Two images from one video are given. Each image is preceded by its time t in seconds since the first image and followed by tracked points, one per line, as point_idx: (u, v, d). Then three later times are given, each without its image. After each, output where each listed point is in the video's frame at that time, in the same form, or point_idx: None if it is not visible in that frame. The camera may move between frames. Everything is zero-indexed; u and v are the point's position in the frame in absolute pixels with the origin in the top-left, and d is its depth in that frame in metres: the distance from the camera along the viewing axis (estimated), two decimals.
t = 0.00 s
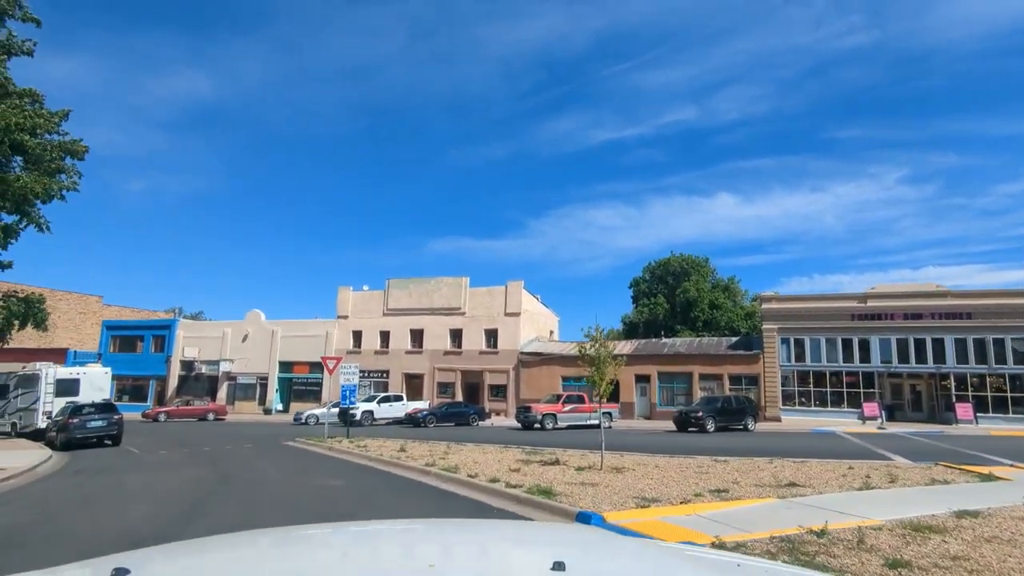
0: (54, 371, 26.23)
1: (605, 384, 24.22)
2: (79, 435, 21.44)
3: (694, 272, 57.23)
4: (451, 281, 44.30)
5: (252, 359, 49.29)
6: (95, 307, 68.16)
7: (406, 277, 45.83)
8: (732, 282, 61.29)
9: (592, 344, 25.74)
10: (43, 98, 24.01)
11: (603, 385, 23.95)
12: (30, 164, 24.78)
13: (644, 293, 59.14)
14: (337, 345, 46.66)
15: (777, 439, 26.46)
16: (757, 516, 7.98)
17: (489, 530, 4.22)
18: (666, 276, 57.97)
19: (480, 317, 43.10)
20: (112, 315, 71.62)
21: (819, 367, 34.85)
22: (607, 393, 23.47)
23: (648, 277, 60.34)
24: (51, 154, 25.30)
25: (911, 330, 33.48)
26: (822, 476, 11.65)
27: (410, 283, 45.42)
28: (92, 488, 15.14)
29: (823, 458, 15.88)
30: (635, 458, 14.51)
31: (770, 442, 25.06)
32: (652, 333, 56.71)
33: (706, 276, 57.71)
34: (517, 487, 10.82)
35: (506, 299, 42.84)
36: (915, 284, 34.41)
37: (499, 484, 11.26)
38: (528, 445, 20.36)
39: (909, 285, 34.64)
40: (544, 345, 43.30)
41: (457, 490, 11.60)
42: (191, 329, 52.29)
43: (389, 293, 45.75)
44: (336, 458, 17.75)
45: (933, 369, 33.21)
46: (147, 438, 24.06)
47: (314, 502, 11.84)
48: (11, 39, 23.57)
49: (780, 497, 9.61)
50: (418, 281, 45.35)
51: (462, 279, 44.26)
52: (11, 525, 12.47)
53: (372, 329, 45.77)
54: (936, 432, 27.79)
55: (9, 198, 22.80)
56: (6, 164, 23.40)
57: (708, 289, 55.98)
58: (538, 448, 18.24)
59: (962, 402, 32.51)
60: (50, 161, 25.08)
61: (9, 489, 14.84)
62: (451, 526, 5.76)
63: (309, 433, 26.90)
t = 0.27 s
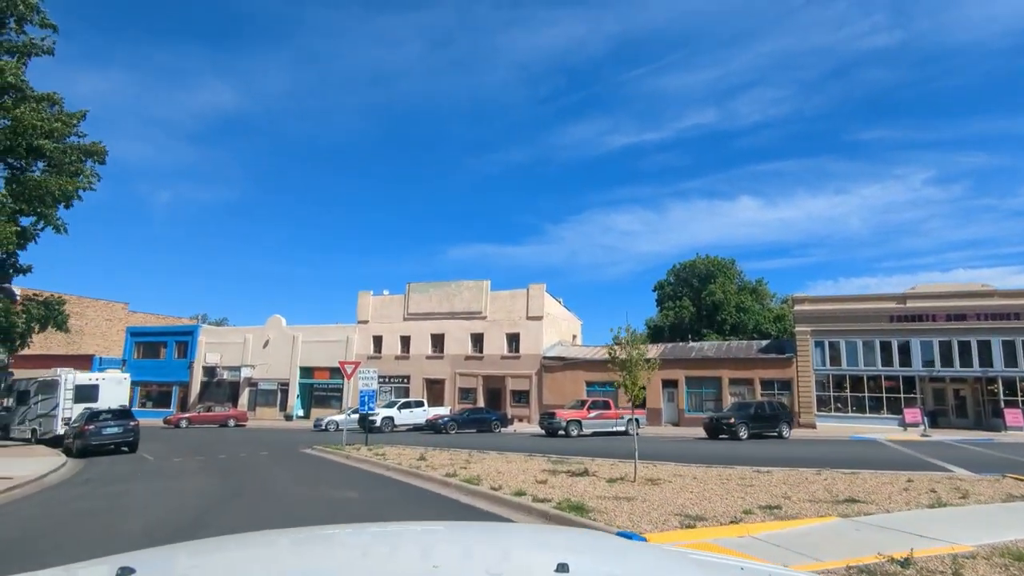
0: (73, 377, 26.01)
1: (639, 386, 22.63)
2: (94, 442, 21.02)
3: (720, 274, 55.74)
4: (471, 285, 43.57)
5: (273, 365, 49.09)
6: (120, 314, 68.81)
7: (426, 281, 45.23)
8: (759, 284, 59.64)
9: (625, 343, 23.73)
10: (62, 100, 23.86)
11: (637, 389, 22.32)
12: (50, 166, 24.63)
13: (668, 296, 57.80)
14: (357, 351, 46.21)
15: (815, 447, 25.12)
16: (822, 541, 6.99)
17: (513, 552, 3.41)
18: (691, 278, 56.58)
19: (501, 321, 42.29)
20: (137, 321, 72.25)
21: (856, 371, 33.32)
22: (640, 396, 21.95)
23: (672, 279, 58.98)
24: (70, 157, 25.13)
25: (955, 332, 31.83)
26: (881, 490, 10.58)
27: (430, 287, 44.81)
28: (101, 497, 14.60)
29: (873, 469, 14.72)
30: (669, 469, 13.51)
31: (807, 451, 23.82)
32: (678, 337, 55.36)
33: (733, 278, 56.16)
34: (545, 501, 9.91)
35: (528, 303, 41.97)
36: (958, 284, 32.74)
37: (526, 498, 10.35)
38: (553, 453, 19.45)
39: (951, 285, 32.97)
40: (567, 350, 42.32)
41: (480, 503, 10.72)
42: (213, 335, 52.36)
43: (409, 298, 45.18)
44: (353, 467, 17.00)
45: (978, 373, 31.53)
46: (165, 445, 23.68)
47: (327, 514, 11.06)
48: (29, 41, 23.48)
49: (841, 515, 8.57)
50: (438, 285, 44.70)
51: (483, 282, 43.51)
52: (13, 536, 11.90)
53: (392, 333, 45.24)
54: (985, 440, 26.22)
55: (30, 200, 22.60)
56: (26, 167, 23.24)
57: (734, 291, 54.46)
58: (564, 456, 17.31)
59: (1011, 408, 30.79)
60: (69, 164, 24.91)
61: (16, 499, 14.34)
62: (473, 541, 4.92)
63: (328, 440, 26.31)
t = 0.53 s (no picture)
0: (92, 382, 25.79)
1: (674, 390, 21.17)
2: (110, 448, 20.69)
3: (747, 275, 54.25)
4: (492, 287, 42.83)
5: (294, 370, 48.80)
6: (145, 319, 69.38)
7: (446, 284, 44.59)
8: (788, 285, 57.94)
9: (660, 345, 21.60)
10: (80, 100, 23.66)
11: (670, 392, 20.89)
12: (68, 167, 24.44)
13: (694, 298, 56.47)
14: (377, 355, 45.72)
15: (856, 455, 23.78)
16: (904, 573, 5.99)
17: None
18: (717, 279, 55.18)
19: (523, 324, 41.45)
20: (162, 326, 72.81)
21: (895, 374, 31.82)
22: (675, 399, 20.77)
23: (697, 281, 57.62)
24: (87, 157, 24.94)
25: (1001, 332, 30.17)
26: (951, 506, 9.48)
27: (450, 290, 44.15)
28: (105, 507, 13.93)
29: (930, 480, 13.56)
30: (707, 480, 12.51)
31: (848, 459, 22.54)
32: (703, 340, 53.95)
33: (761, 280, 54.62)
34: (574, 518, 8.97)
35: (550, 305, 41.09)
36: (1003, 282, 31.08)
37: (553, 513, 9.42)
38: (579, 461, 18.48)
39: (996, 283, 31.30)
40: (590, 353, 41.31)
41: (503, 518, 9.81)
42: (234, 340, 52.32)
43: (429, 301, 44.58)
44: (370, 476, 16.22)
45: None
46: (181, 452, 23.24)
47: (338, 528, 10.28)
48: (47, 41, 23.34)
49: (917, 536, 7.51)
50: (459, 287, 44.02)
51: (504, 285, 42.73)
52: (13, 545, 11.34)
53: (412, 337, 44.66)
54: None
55: (47, 200, 22.35)
56: (44, 167, 23.03)
57: (762, 293, 52.92)
58: (593, 464, 16.32)
59: None
60: (86, 164, 24.70)
61: (22, 508, 13.83)
62: (500, 566, 4.04)
63: (347, 446, 25.68)
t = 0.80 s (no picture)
0: (109, 385, 25.51)
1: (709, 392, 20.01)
2: (123, 452, 20.26)
3: (774, 274, 52.72)
4: (512, 288, 42.02)
5: (313, 373, 48.49)
6: (168, 323, 69.78)
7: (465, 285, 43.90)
8: (816, 284, 56.22)
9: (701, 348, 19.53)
10: (97, 100, 23.44)
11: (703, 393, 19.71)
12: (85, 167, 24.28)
13: (718, 299, 55.11)
14: (396, 357, 45.18)
15: (899, 461, 22.46)
16: None
17: None
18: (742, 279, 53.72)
19: (544, 326, 40.57)
20: (184, 330, 73.21)
21: (936, 376, 30.30)
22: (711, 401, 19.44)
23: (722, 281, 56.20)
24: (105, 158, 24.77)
25: None
26: None
27: (469, 291, 43.44)
28: (110, 515, 13.34)
29: (994, 490, 12.40)
30: (750, 489, 11.52)
31: (891, 465, 21.27)
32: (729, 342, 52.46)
33: (788, 279, 53.03)
34: (607, 534, 8.09)
35: (571, 306, 40.14)
36: None
37: (583, 527, 8.55)
38: (606, 468, 17.54)
39: None
40: (613, 355, 40.26)
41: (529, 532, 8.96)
42: (254, 343, 52.23)
43: (448, 302, 43.93)
44: (387, 482, 15.48)
45: None
46: (196, 456, 22.79)
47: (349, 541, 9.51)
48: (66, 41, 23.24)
49: (1008, 559, 6.51)
50: (478, 288, 43.29)
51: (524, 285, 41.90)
52: (13, 554, 10.79)
53: (431, 339, 44.03)
54: None
55: (61, 200, 22.09)
56: (60, 167, 22.77)
57: (790, 292, 51.33)
58: (623, 471, 15.37)
59: None
60: (103, 165, 24.52)
61: (24, 515, 13.27)
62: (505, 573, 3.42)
63: (365, 450, 25.04)
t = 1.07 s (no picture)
0: (124, 386, 25.16)
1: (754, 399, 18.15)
2: (133, 455, 19.79)
3: (801, 272, 51.21)
4: (531, 287, 41.16)
5: (330, 374, 48.07)
6: (188, 325, 69.98)
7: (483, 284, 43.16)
8: (844, 282, 54.49)
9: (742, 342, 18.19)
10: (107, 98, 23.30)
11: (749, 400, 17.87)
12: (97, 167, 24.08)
13: (743, 297, 53.82)
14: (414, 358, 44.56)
15: (943, 467, 21.18)
16: None
17: None
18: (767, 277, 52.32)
19: (564, 326, 39.64)
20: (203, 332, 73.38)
21: (977, 377, 28.81)
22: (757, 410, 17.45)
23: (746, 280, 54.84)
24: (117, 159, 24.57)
25: None
26: None
27: (487, 291, 42.65)
28: (112, 522, 12.71)
29: None
30: (796, 500, 10.57)
31: (936, 472, 20.01)
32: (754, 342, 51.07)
33: (815, 277, 51.46)
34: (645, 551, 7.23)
35: (592, 305, 39.16)
36: None
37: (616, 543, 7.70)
38: (633, 473, 16.61)
39: None
40: (635, 356, 39.22)
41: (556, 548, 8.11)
42: (272, 344, 52.01)
43: (466, 302, 43.20)
44: (402, 489, 14.71)
45: None
46: (210, 459, 22.31)
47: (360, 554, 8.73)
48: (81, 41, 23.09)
49: None
50: (496, 288, 42.49)
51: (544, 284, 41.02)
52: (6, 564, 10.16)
53: (449, 340, 43.35)
54: None
55: (72, 199, 21.81)
56: (72, 166, 22.57)
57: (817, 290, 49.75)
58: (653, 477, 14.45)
59: None
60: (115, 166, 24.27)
61: (23, 522, 12.68)
62: None
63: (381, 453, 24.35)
